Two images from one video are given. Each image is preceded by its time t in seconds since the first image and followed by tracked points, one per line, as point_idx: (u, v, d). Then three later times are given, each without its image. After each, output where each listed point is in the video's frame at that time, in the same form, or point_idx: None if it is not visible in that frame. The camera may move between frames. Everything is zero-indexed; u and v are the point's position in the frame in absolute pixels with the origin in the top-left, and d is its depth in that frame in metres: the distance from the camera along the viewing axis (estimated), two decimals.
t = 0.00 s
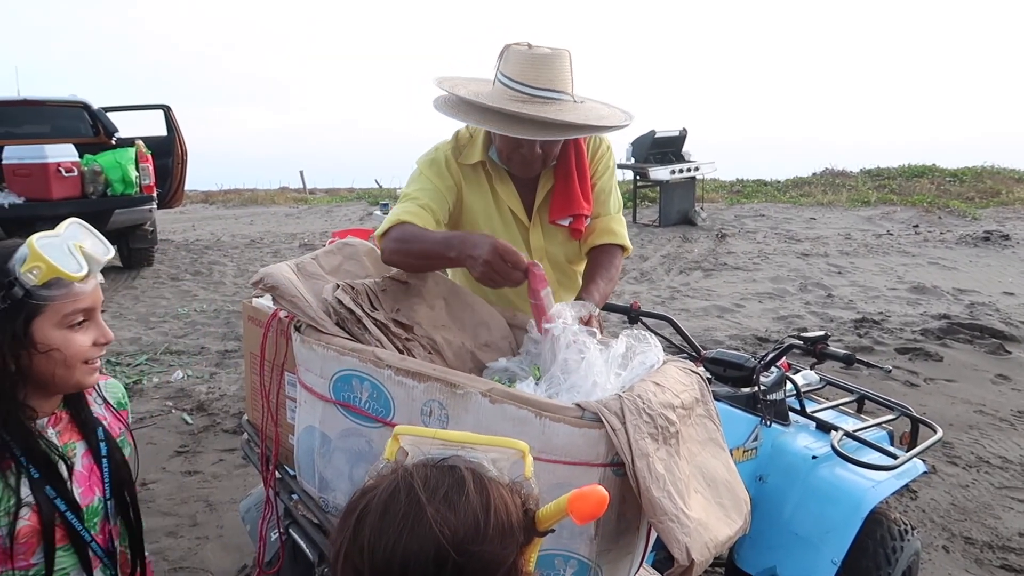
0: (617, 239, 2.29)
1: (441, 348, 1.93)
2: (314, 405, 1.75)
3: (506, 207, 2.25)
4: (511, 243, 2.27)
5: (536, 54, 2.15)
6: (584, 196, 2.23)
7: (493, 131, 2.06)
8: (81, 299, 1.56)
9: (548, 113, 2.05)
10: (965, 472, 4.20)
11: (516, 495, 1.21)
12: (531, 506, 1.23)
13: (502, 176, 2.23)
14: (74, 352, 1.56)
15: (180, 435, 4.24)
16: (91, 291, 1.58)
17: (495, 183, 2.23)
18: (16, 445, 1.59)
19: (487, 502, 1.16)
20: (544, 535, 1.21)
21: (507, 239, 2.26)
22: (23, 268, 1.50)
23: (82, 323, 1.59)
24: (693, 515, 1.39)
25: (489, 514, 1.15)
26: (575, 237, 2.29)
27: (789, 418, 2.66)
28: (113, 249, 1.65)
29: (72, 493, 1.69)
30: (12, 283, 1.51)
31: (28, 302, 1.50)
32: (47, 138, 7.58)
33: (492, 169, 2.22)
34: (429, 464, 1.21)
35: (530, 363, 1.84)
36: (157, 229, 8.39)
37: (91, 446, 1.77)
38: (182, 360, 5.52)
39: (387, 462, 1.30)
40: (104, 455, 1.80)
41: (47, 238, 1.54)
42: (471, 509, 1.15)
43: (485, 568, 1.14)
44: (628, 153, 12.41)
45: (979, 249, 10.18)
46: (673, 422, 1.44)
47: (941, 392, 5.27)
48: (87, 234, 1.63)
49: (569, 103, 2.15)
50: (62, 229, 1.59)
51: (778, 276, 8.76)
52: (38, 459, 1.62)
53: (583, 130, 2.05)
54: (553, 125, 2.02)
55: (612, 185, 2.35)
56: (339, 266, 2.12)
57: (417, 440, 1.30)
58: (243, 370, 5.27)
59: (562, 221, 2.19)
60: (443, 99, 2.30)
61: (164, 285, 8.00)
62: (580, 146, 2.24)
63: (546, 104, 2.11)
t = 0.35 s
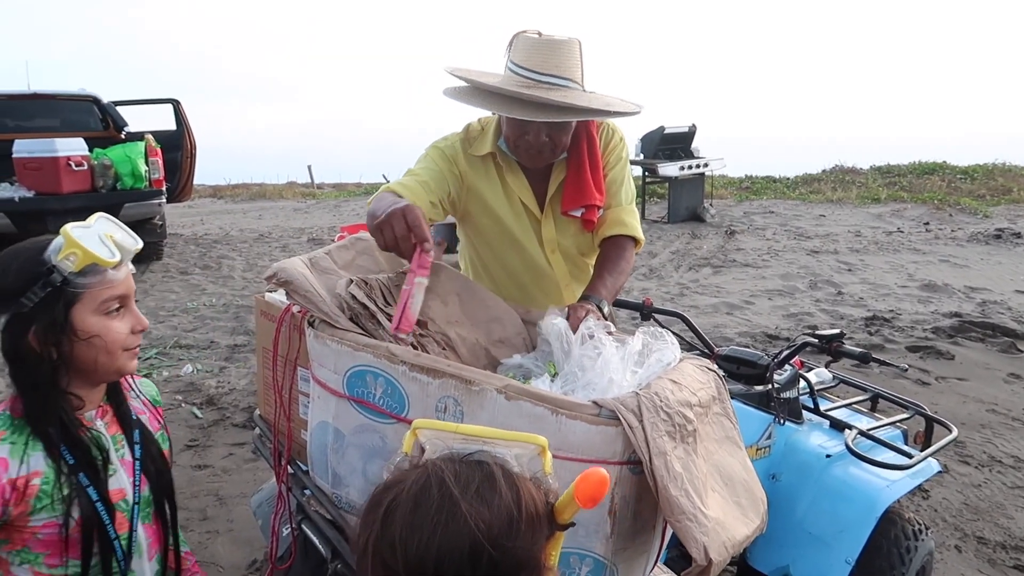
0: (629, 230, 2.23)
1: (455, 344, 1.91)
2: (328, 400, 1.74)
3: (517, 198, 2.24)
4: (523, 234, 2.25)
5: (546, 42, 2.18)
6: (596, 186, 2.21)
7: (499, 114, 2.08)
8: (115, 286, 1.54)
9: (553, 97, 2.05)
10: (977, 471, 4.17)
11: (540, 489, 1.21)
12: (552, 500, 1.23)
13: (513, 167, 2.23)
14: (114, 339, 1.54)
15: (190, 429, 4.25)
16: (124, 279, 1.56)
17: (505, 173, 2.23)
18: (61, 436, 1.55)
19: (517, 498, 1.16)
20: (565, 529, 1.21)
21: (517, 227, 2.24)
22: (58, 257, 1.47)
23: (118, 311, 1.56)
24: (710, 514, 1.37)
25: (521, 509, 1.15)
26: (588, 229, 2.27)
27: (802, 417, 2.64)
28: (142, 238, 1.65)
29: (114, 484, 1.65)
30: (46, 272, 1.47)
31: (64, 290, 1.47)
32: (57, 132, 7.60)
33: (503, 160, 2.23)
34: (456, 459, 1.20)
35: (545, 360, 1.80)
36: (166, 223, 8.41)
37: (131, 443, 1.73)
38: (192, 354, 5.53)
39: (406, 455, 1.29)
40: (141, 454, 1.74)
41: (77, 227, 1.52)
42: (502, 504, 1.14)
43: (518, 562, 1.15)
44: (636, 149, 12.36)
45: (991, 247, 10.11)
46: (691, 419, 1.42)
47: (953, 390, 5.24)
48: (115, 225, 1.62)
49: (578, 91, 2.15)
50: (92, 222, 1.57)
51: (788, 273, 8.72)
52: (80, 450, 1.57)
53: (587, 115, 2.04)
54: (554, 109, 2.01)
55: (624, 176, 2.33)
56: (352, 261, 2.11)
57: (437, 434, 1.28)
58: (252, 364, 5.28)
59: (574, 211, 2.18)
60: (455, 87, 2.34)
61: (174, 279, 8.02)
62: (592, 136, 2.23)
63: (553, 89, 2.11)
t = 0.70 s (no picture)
0: (636, 228, 2.22)
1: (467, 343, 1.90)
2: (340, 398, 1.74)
3: (524, 200, 2.24)
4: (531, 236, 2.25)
5: (546, 44, 2.18)
6: (602, 186, 2.19)
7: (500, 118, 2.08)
8: (178, 284, 1.47)
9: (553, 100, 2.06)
10: (986, 475, 4.16)
11: (560, 477, 1.24)
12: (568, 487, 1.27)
13: (518, 170, 2.24)
14: (171, 336, 1.46)
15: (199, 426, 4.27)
16: (184, 279, 1.48)
17: (511, 175, 2.24)
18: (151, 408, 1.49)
19: (547, 485, 1.19)
20: (584, 516, 1.23)
21: (525, 228, 2.25)
22: (131, 254, 1.41)
23: (177, 309, 1.48)
24: (723, 514, 1.37)
25: (551, 494, 1.18)
26: (595, 229, 2.25)
27: (811, 418, 2.64)
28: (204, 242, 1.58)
29: (199, 451, 1.62)
30: (116, 266, 1.41)
31: (132, 285, 1.40)
32: (67, 129, 7.63)
33: (508, 162, 2.24)
34: (483, 451, 1.22)
35: (558, 360, 1.80)
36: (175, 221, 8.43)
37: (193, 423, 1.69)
38: (201, 351, 5.55)
39: (422, 452, 1.30)
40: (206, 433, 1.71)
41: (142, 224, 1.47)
42: (535, 491, 1.17)
43: (552, 548, 1.18)
44: (645, 150, 12.35)
45: (1000, 250, 10.06)
46: (704, 419, 1.43)
47: (962, 394, 5.22)
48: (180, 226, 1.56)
49: (579, 93, 2.16)
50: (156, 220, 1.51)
51: (796, 275, 8.71)
52: (169, 420, 1.53)
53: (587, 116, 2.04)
54: (553, 110, 2.02)
55: (631, 175, 2.30)
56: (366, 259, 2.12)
57: (454, 428, 1.30)
58: (261, 362, 5.30)
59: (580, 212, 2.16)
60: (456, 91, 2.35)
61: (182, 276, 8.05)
62: (598, 137, 2.23)
63: (553, 91, 2.11)
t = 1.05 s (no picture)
0: (631, 220, 2.16)
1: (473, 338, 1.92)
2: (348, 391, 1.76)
3: (525, 199, 2.26)
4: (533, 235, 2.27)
5: (533, 43, 2.19)
6: (594, 181, 2.18)
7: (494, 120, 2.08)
8: (190, 279, 1.48)
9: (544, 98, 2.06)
10: (986, 472, 4.18)
11: (582, 463, 1.27)
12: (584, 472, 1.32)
13: (519, 169, 2.25)
14: (184, 331, 1.48)
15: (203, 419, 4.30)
16: (197, 274, 1.50)
17: (512, 175, 2.25)
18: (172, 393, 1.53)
19: (573, 469, 1.22)
20: (603, 501, 1.26)
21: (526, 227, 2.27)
22: (145, 250, 1.42)
23: (190, 304, 1.50)
24: (726, 506, 1.39)
25: (577, 478, 1.22)
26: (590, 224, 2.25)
27: (814, 414, 2.66)
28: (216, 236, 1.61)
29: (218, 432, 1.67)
30: (129, 263, 1.42)
31: (146, 281, 1.42)
32: (71, 124, 7.64)
33: (507, 161, 2.24)
34: (509, 438, 1.25)
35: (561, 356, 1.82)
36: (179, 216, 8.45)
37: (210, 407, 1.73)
38: (205, 345, 5.57)
39: (444, 442, 1.32)
40: (223, 415, 1.74)
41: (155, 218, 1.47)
42: (563, 475, 1.21)
43: (580, 530, 1.22)
44: (647, 146, 12.35)
45: (1002, 248, 10.06)
46: (707, 412, 1.45)
47: (963, 391, 5.24)
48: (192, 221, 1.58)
49: (570, 89, 2.16)
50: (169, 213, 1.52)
51: (798, 272, 8.72)
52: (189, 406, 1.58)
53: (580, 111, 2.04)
54: (546, 107, 2.01)
55: (627, 167, 2.25)
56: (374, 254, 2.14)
57: (476, 418, 1.33)
58: (264, 357, 5.32)
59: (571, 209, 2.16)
60: (447, 95, 2.35)
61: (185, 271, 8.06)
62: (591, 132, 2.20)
63: (540, 91, 2.12)
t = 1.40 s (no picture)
0: (639, 237, 2.13)
1: (483, 348, 1.93)
2: (360, 401, 1.77)
3: (527, 207, 2.28)
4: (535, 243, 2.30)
5: (539, 57, 2.20)
6: (600, 198, 2.20)
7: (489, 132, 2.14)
8: (162, 317, 1.45)
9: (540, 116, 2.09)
10: (996, 485, 4.16)
11: (617, 479, 1.28)
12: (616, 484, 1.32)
13: (520, 178, 2.28)
14: (143, 367, 1.46)
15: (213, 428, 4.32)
16: (173, 312, 1.47)
17: (513, 183, 2.29)
18: (122, 428, 1.51)
19: (607, 484, 1.23)
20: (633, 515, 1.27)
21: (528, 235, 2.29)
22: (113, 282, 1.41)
23: (160, 340, 1.48)
24: (735, 517, 1.40)
25: (611, 493, 1.23)
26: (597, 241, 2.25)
27: (822, 426, 2.66)
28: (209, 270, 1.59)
29: (174, 470, 1.63)
30: (97, 290, 1.41)
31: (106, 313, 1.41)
32: (83, 134, 7.72)
33: (508, 170, 2.28)
34: (545, 448, 1.26)
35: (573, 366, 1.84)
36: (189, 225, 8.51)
37: (177, 436, 1.71)
38: (215, 355, 5.60)
39: (481, 448, 1.33)
40: (189, 445, 1.73)
41: (142, 253, 1.46)
42: (597, 490, 1.21)
43: (610, 543, 1.23)
44: (655, 157, 12.37)
45: (1011, 260, 10.03)
46: (717, 424, 1.46)
47: (972, 404, 5.22)
48: (184, 249, 1.56)
49: (570, 106, 2.18)
50: (162, 245, 1.50)
51: (806, 283, 8.71)
52: (142, 440, 1.55)
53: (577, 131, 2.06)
54: (541, 126, 2.04)
55: (641, 186, 2.23)
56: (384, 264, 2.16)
57: (511, 427, 1.33)
58: (273, 366, 5.34)
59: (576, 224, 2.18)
60: (452, 101, 2.39)
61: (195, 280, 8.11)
62: (600, 151, 2.23)
63: (539, 108, 2.15)
